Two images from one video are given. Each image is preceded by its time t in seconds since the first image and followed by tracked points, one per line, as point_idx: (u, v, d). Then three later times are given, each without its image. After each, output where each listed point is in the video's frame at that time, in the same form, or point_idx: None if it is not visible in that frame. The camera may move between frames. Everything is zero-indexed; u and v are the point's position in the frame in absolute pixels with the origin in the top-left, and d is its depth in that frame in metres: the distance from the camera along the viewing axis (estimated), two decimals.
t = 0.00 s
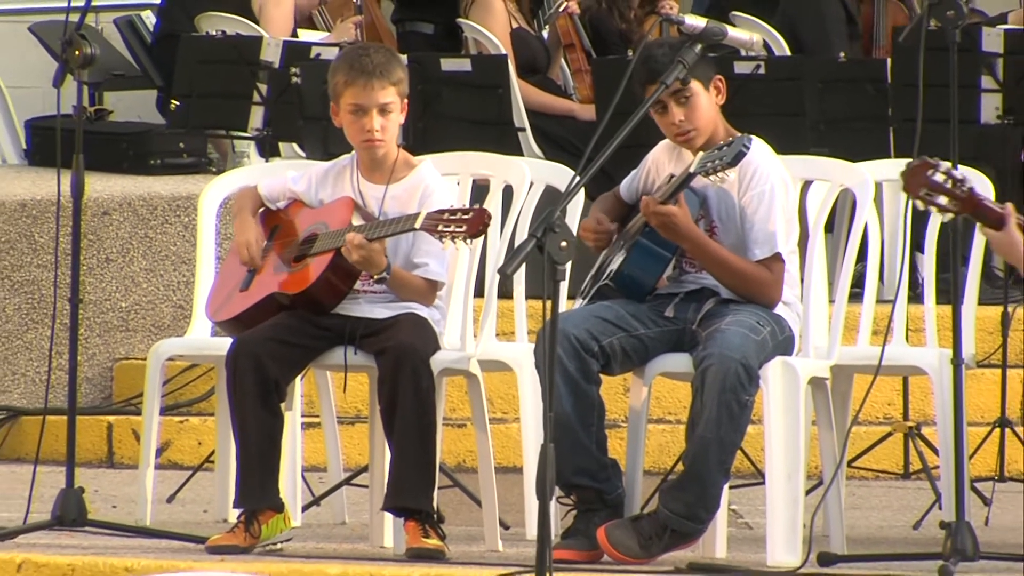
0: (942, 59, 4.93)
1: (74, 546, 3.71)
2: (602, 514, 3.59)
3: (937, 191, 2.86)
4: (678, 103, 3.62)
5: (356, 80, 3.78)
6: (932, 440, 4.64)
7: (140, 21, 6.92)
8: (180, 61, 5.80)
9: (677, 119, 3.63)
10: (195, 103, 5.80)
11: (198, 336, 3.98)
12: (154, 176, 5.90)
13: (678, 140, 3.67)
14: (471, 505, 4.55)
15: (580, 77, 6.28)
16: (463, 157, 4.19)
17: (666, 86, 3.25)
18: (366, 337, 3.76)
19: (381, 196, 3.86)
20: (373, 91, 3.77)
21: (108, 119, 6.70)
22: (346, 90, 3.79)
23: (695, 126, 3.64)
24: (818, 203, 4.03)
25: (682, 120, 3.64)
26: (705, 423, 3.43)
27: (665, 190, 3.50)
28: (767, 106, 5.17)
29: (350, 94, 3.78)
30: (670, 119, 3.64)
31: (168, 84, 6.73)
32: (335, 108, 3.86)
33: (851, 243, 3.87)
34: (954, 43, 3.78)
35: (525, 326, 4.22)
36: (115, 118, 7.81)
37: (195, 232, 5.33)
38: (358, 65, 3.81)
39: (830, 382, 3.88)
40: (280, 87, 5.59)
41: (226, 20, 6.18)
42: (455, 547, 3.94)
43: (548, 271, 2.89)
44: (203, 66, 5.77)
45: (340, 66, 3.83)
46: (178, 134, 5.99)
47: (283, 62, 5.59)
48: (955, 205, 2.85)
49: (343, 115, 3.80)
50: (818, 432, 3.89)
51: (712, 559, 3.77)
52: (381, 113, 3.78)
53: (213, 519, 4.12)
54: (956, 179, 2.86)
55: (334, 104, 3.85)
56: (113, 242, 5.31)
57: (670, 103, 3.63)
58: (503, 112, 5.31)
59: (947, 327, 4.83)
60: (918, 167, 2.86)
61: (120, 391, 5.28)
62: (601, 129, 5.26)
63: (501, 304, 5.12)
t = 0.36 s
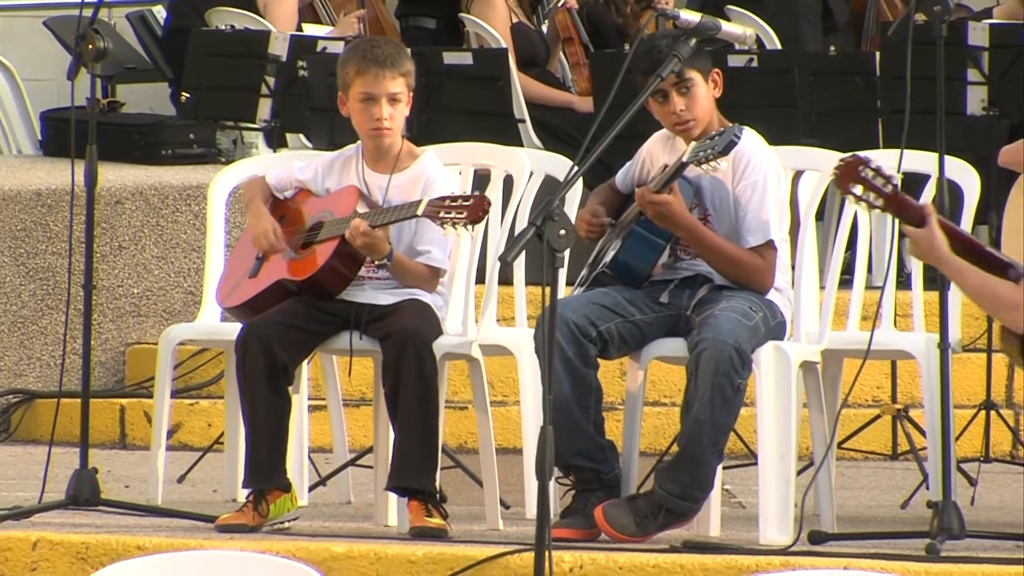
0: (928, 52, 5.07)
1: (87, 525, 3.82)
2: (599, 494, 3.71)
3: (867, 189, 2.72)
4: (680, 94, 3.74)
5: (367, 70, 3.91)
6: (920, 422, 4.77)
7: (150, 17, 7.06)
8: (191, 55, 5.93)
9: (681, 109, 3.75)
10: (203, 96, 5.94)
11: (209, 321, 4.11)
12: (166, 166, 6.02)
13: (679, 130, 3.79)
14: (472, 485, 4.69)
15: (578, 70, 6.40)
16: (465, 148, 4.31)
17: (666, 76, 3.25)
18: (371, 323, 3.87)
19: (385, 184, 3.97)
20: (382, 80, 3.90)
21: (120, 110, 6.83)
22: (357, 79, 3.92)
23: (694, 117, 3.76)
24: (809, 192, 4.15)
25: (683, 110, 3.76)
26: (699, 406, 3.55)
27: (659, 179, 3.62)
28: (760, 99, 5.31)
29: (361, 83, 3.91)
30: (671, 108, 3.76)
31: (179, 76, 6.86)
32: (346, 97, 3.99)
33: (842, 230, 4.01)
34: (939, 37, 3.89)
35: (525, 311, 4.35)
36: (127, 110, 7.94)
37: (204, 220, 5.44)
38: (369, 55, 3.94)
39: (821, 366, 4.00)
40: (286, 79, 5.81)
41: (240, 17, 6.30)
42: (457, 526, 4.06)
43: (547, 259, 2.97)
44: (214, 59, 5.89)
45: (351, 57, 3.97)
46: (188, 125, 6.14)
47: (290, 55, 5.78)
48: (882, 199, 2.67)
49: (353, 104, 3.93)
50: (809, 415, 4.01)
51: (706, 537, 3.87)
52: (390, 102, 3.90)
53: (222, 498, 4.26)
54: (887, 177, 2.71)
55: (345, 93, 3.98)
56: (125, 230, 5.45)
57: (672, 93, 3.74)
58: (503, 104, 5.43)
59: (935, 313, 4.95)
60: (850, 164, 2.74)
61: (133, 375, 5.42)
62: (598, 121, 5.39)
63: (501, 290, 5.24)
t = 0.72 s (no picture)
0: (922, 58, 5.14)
1: (83, 529, 3.83)
2: (594, 497, 3.72)
3: (789, 163, 2.81)
4: (676, 98, 3.77)
5: (366, 76, 3.93)
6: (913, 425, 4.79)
7: (146, 22, 7.08)
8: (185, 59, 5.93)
9: (676, 114, 3.77)
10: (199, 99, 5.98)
11: (205, 326, 4.12)
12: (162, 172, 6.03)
13: (675, 135, 3.81)
14: (467, 489, 4.70)
15: (573, 75, 6.44)
16: (461, 152, 4.34)
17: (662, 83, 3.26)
18: (366, 327, 3.89)
19: (380, 189, 3.99)
20: (379, 86, 3.92)
21: (116, 115, 6.83)
22: (356, 85, 3.93)
23: (689, 122, 3.78)
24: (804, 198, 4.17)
25: (678, 115, 3.78)
26: (694, 409, 3.56)
27: (656, 184, 3.61)
28: (757, 103, 5.30)
29: (360, 89, 3.92)
30: (666, 112, 3.78)
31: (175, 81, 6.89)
32: (343, 102, 4.01)
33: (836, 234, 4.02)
34: (933, 42, 3.91)
35: (520, 316, 4.37)
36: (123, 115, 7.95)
37: (201, 224, 5.46)
38: (369, 60, 3.96)
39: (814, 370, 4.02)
40: (282, 84, 5.78)
41: (234, 21, 6.32)
42: (451, 529, 4.07)
43: (542, 263, 2.97)
44: (209, 65, 5.90)
45: (350, 63, 3.98)
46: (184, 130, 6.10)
47: (286, 60, 5.75)
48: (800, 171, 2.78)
49: (352, 109, 3.94)
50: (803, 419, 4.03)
51: (700, 540, 3.88)
52: (388, 108, 3.92)
53: (219, 502, 4.28)
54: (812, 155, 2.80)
55: (342, 98, 4.00)
56: (121, 235, 5.48)
57: (669, 97, 3.77)
58: (497, 109, 5.46)
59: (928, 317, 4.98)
60: (776, 135, 2.82)
61: (129, 378, 5.45)
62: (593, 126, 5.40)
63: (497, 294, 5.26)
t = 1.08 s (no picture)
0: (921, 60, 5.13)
1: (83, 530, 3.82)
2: (593, 499, 3.72)
3: (721, 173, 2.97)
4: (673, 99, 3.77)
5: (369, 76, 3.93)
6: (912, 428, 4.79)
7: (144, 24, 7.08)
8: (184, 60, 5.91)
9: (672, 113, 3.77)
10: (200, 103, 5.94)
11: (204, 328, 4.12)
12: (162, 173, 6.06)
13: (672, 135, 3.81)
14: (466, 491, 4.71)
15: (572, 78, 6.45)
16: (461, 154, 4.35)
17: (659, 85, 3.24)
18: (366, 329, 3.89)
19: (380, 190, 3.99)
20: (381, 86, 3.92)
21: (116, 117, 6.84)
22: (358, 86, 3.93)
23: (686, 122, 3.78)
24: (804, 197, 4.16)
25: (674, 115, 3.78)
26: (693, 411, 3.56)
27: (651, 187, 3.56)
28: (756, 106, 5.32)
29: (363, 90, 3.92)
30: (663, 113, 3.78)
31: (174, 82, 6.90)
32: (344, 103, 4.01)
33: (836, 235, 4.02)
34: (933, 44, 3.91)
35: (519, 318, 4.37)
36: (123, 117, 7.96)
37: (200, 226, 5.46)
38: (372, 62, 3.96)
39: (814, 372, 4.02)
40: (281, 87, 5.76)
41: (233, 23, 6.32)
42: (451, 531, 4.07)
43: (541, 263, 2.96)
44: (209, 66, 5.90)
45: (352, 64, 3.98)
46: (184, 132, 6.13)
47: (285, 61, 5.74)
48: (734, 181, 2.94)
49: (353, 110, 3.94)
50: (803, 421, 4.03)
51: (700, 543, 3.88)
52: (392, 108, 3.93)
53: (218, 503, 4.28)
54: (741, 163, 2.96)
55: (343, 99, 4.00)
56: (120, 236, 5.48)
57: (665, 98, 3.77)
58: (496, 111, 5.46)
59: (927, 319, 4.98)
60: (701, 150, 3.00)
61: (128, 380, 5.45)
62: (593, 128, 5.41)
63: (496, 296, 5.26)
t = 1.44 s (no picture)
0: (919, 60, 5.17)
1: (81, 531, 3.83)
2: (592, 501, 3.72)
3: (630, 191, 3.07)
4: (674, 102, 3.77)
5: (366, 78, 3.93)
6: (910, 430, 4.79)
7: (143, 26, 7.08)
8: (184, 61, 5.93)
9: (673, 116, 3.78)
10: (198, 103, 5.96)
11: (202, 329, 4.13)
12: (160, 174, 6.04)
13: (674, 137, 3.81)
14: (464, 492, 4.71)
15: (571, 79, 6.45)
16: (459, 156, 4.36)
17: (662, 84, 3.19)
18: (364, 330, 3.89)
19: (378, 191, 3.99)
20: (378, 88, 3.92)
21: (114, 118, 6.84)
22: (355, 88, 3.93)
23: (687, 124, 3.79)
24: (801, 200, 4.19)
25: (676, 118, 3.79)
26: (691, 412, 3.56)
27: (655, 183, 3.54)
28: (755, 107, 5.32)
29: (360, 92, 3.92)
30: (665, 115, 3.80)
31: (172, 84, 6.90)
32: (342, 105, 4.01)
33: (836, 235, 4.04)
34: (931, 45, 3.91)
35: (518, 319, 4.38)
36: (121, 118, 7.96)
37: (198, 227, 5.46)
38: (369, 64, 3.96)
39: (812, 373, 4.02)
40: (280, 88, 5.80)
41: (231, 24, 6.32)
42: (449, 532, 4.07)
43: (540, 264, 2.95)
44: (208, 67, 5.90)
45: (349, 66, 3.98)
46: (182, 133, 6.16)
47: (283, 62, 5.78)
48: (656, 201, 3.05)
49: (351, 112, 3.94)
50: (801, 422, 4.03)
51: (698, 544, 3.87)
52: (389, 110, 3.93)
53: (216, 505, 4.28)
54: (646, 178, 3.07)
55: (341, 100, 4.00)
56: (119, 238, 5.47)
57: (666, 101, 3.78)
58: (495, 113, 5.46)
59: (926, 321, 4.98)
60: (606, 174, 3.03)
61: (126, 381, 5.45)
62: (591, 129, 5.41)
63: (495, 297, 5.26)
